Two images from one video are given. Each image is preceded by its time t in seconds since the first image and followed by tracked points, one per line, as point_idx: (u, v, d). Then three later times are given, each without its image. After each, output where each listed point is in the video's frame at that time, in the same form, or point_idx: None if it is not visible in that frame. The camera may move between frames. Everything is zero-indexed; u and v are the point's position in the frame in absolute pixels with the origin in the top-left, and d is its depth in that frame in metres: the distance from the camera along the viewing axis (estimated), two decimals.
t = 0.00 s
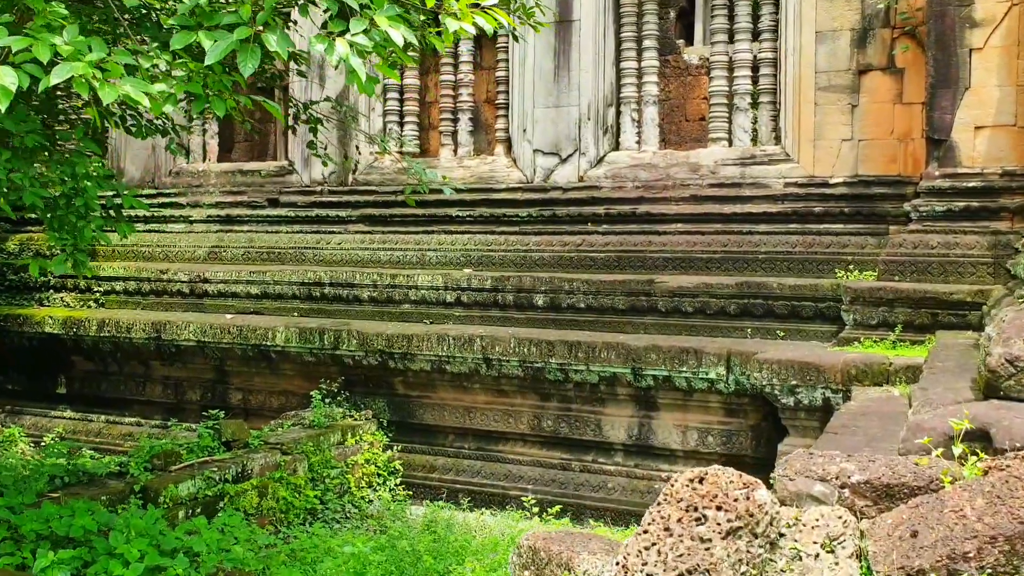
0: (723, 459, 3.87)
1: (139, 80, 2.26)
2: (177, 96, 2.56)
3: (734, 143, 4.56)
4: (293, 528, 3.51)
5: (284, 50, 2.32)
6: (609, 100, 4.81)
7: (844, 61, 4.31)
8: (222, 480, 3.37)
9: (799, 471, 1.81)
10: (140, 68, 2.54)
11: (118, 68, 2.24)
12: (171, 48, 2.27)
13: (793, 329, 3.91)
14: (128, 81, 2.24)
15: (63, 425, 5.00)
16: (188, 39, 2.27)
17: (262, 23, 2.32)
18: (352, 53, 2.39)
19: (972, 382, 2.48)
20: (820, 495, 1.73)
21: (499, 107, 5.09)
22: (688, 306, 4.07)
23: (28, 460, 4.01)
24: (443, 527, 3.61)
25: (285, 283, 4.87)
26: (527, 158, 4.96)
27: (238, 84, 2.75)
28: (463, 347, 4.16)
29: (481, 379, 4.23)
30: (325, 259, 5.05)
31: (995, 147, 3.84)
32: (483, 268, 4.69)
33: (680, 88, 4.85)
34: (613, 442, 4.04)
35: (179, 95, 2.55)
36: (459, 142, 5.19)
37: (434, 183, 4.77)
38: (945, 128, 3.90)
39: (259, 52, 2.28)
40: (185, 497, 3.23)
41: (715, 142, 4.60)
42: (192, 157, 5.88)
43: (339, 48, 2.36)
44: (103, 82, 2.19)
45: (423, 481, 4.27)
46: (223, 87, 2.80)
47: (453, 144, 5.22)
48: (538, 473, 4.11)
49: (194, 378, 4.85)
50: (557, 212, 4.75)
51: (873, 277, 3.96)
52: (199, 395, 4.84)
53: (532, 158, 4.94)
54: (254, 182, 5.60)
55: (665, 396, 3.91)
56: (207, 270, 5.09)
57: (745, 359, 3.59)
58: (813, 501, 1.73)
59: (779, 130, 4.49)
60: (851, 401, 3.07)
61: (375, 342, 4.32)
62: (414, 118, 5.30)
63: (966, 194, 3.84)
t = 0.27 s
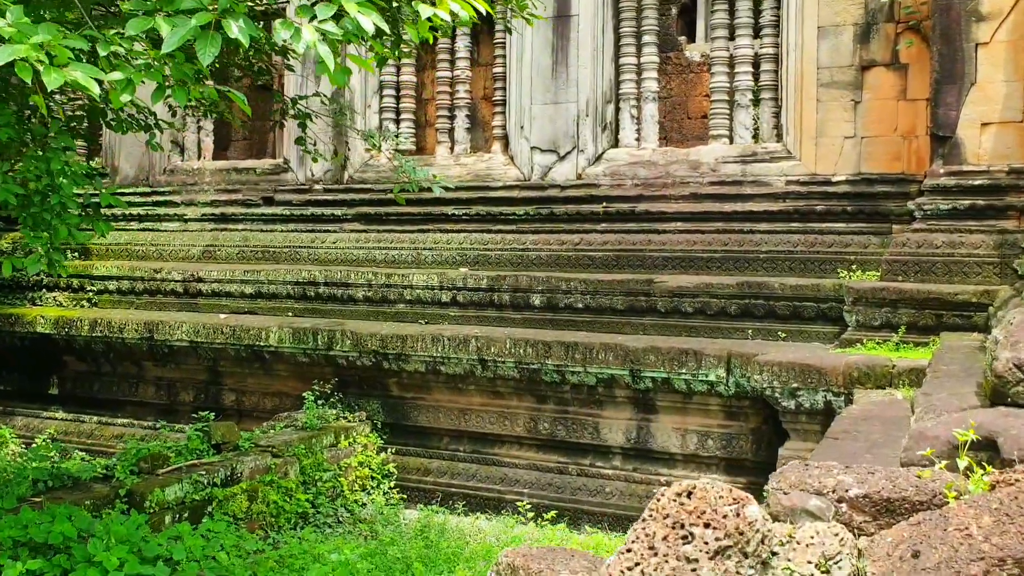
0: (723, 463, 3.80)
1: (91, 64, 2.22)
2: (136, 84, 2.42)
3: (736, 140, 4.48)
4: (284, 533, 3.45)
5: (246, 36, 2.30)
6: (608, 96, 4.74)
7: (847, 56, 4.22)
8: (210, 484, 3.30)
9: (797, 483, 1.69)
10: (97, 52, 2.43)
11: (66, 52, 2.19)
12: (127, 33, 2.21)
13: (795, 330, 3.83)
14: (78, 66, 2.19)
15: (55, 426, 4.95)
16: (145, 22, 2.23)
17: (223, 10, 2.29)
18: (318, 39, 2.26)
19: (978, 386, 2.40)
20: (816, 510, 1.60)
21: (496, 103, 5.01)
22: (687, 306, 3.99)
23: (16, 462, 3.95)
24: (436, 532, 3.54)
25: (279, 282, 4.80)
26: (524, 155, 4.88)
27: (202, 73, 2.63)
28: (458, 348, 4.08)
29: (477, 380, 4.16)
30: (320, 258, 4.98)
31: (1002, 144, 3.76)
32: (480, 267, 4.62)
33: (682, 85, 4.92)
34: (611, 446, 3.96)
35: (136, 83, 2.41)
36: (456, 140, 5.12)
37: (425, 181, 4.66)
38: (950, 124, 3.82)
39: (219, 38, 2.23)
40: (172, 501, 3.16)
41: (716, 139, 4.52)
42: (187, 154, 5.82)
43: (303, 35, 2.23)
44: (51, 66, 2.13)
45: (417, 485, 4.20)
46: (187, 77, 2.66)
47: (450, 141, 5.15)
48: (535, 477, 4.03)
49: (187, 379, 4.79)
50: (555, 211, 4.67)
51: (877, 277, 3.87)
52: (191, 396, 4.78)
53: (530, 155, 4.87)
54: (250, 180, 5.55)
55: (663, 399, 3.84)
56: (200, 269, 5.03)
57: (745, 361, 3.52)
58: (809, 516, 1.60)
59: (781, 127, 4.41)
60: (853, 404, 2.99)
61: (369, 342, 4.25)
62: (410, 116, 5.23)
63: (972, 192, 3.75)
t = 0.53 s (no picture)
0: (724, 461, 3.74)
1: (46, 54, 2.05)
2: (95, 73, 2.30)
3: (739, 133, 4.40)
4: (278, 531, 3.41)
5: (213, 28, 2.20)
6: (609, 87, 4.66)
7: (853, 47, 4.14)
8: (203, 481, 3.26)
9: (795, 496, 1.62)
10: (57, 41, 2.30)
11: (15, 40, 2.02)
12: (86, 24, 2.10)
13: (798, 326, 3.77)
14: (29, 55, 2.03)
15: (51, 420, 4.92)
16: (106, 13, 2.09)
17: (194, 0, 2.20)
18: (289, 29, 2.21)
19: (986, 388, 2.33)
20: (813, 524, 1.53)
21: (496, 94, 4.94)
22: (689, 301, 3.93)
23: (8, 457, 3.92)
24: (432, 531, 3.49)
25: (276, 276, 4.75)
26: (524, 148, 4.81)
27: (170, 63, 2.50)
28: (456, 343, 4.03)
29: (475, 376, 4.10)
30: (317, 251, 4.92)
31: (1010, 137, 3.68)
32: (478, 261, 4.56)
33: (686, 76, 4.86)
34: (611, 443, 3.91)
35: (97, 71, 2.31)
36: (455, 131, 5.05)
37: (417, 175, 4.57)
38: (958, 117, 3.74)
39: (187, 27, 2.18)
40: (163, 499, 3.13)
41: (718, 131, 4.44)
42: (184, 146, 5.78)
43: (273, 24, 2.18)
44: None
45: (415, 482, 4.15)
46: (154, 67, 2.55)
47: (449, 133, 5.08)
48: (533, 475, 3.98)
49: (182, 373, 4.75)
50: (556, 204, 4.60)
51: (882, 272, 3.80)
52: (187, 390, 4.74)
53: (530, 148, 4.80)
54: (247, 172, 5.49)
55: (664, 395, 3.78)
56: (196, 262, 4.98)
57: (747, 357, 3.47)
58: (806, 531, 1.54)
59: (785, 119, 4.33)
60: (857, 404, 2.93)
61: (366, 337, 4.19)
62: (409, 107, 5.16)
63: (980, 185, 3.67)
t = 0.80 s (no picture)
0: (733, 458, 3.68)
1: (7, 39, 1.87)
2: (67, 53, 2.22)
3: (750, 124, 4.33)
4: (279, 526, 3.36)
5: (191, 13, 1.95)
6: (618, 78, 4.59)
7: (867, 36, 4.06)
8: (203, 476, 3.23)
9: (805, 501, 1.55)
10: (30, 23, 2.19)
11: None
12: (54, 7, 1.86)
13: (810, 321, 3.70)
14: None
15: (55, 412, 4.91)
16: None
17: None
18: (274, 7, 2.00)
19: (1004, 387, 2.26)
20: (825, 532, 1.46)
21: (503, 85, 4.88)
22: (698, 296, 3.87)
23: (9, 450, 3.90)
24: (436, 527, 3.45)
25: (280, 268, 4.70)
26: (532, 139, 4.75)
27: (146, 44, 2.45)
28: (461, 337, 3.97)
29: (480, 370, 4.05)
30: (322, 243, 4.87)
31: None
32: (485, 254, 4.50)
33: (698, 68, 4.79)
34: (617, 439, 3.85)
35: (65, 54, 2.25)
36: (462, 122, 4.99)
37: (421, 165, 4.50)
38: (975, 108, 3.66)
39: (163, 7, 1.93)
40: (162, 494, 3.09)
41: (729, 123, 4.37)
42: (189, 137, 5.74)
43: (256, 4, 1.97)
44: None
45: (419, 477, 4.11)
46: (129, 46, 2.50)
47: (456, 124, 5.02)
48: (539, 471, 3.93)
49: (186, 366, 4.72)
50: (563, 196, 4.54)
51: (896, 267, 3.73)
52: (191, 382, 4.71)
53: (537, 139, 4.73)
54: (252, 163, 5.45)
55: (672, 391, 3.72)
56: (200, 254, 4.94)
57: (757, 353, 3.41)
58: (818, 539, 1.46)
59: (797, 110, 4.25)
60: (869, 401, 2.86)
61: (371, 331, 4.14)
62: (416, 97, 5.10)
63: (997, 178, 3.59)
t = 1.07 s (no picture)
0: (739, 462, 3.60)
1: None
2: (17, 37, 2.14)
3: (755, 121, 4.24)
4: (273, 532, 3.33)
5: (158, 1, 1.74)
6: (621, 74, 4.50)
7: (875, 31, 3.97)
8: (195, 481, 3.16)
9: (823, 523, 1.48)
10: None
11: None
12: None
13: (817, 323, 3.62)
14: None
15: (49, 415, 4.84)
16: None
17: None
18: None
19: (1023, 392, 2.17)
20: (846, 555, 1.42)
21: (504, 81, 4.80)
22: (703, 297, 3.79)
23: None
24: (435, 534, 3.37)
25: (276, 268, 4.63)
26: (533, 136, 4.66)
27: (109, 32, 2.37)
28: (461, 339, 3.89)
29: (480, 373, 3.97)
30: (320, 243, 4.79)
31: None
32: (485, 254, 4.42)
33: (701, 65, 4.72)
34: (620, 443, 3.77)
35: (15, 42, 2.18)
36: (461, 119, 4.91)
37: (420, 162, 4.40)
38: (987, 104, 3.57)
39: None
40: (152, 500, 3.02)
41: (734, 120, 4.28)
42: (184, 134, 5.66)
43: None
44: None
45: (418, 482, 4.03)
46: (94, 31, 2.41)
47: (455, 121, 4.94)
48: (540, 475, 3.85)
49: (180, 368, 4.67)
50: (565, 194, 4.46)
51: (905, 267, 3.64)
52: (185, 385, 4.66)
53: (538, 136, 4.65)
54: (249, 161, 5.38)
55: (676, 394, 3.64)
56: (196, 254, 4.86)
57: (764, 355, 3.33)
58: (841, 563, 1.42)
59: (804, 107, 4.16)
60: (880, 406, 2.78)
61: (368, 332, 4.06)
62: (415, 94, 5.02)
63: (1010, 176, 3.49)
